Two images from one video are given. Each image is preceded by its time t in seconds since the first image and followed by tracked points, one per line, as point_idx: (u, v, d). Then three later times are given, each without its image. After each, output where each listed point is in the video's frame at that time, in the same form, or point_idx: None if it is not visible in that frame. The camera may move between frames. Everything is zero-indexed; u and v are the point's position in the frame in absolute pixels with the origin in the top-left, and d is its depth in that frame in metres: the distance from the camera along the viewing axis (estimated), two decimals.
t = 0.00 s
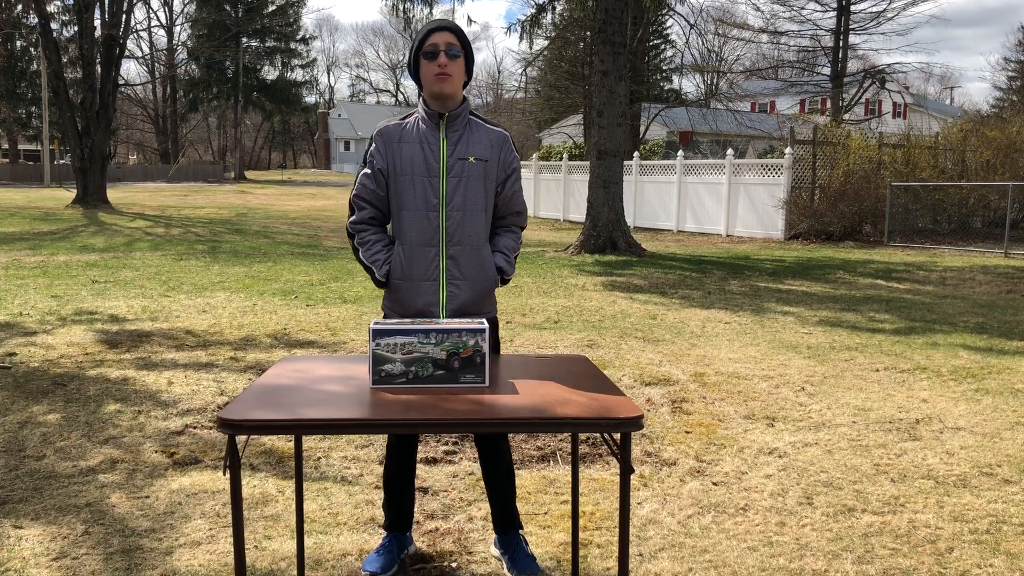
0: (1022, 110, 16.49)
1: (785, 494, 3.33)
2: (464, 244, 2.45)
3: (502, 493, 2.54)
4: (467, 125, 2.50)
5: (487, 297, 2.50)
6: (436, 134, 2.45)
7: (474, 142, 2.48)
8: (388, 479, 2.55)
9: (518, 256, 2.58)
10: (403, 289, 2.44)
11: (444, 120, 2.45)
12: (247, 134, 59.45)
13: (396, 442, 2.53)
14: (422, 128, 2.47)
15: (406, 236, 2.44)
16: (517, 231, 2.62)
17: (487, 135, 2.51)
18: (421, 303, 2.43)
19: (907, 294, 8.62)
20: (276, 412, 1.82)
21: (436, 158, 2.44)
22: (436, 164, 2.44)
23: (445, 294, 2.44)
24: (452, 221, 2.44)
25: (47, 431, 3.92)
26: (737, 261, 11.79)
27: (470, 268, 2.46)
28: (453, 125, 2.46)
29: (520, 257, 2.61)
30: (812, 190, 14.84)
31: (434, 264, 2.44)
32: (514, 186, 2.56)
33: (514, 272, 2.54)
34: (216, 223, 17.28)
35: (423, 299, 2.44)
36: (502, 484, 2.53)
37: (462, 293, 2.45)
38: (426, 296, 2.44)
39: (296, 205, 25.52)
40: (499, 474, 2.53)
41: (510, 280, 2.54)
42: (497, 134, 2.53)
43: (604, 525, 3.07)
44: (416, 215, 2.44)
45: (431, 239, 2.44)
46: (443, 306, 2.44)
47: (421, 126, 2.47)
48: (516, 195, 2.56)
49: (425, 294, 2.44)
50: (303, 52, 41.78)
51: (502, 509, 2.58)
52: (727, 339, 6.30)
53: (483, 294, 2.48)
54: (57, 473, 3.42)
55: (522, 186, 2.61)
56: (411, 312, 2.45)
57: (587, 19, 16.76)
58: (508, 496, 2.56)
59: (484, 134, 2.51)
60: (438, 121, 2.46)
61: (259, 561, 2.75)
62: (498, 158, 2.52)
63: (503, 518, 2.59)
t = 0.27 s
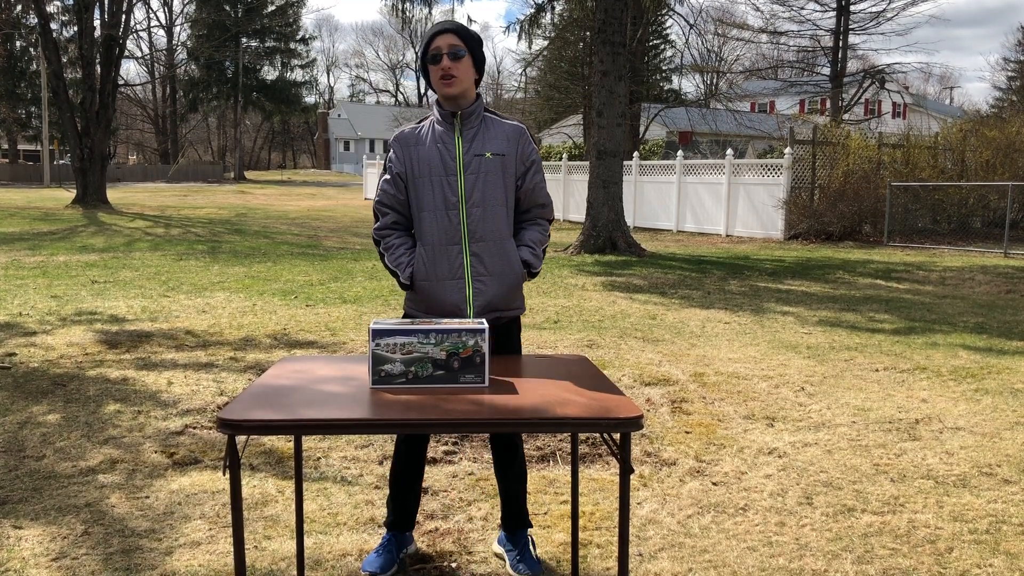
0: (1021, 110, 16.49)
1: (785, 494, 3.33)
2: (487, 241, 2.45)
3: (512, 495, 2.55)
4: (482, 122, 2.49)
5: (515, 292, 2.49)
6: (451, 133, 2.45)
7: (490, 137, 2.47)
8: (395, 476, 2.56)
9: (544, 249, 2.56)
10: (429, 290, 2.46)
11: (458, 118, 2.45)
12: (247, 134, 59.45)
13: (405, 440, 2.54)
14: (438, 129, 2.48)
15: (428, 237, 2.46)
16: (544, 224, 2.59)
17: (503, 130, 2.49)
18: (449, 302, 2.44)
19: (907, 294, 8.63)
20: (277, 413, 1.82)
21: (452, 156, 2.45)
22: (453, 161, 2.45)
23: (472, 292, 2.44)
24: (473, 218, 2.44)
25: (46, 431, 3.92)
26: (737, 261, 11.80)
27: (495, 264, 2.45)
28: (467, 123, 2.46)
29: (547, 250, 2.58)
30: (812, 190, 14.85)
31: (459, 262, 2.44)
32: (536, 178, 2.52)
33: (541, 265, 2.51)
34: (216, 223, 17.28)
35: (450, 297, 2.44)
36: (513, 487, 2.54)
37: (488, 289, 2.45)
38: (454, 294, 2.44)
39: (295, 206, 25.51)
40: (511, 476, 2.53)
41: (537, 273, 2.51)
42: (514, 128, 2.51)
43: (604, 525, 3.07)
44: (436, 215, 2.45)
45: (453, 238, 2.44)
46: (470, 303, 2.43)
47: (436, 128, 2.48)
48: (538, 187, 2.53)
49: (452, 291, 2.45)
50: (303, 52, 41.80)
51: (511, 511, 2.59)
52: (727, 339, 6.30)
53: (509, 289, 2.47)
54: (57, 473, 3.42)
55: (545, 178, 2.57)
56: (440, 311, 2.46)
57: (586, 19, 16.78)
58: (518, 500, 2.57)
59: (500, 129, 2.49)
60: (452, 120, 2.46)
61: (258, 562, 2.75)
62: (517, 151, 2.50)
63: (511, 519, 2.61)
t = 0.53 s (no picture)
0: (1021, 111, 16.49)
1: (785, 494, 3.33)
2: (472, 242, 2.44)
3: (511, 496, 2.55)
4: (481, 122, 2.48)
5: (499, 295, 2.47)
6: (448, 133, 2.47)
7: (486, 138, 2.46)
8: (392, 476, 2.56)
9: (535, 253, 2.50)
10: (415, 288, 2.49)
11: (454, 118, 2.46)
12: (247, 134, 59.45)
13: (402, 440, 2.54)
14: (438, 129, 2.51)
15: (418, 236, 2.49)
16: (542, 226, 2.54)
17: (501, 131, 2.48)
18: (430, 301, 2.46)
19: (906, 294, 8.63)
20: (276, 413, 1.82)
21: (446, 156, 2.47)
22: (446, 162, 2.47)
23: (453, 292, 2.45)
24: (460, 219, 2.45)
25: (47, 431, 3.92)
26: (737, 261, 11.80)
27: (478, 266, 2.45)
28: (464, 123, 2.46)
29: (540, 254, 2.52)
30: (811, 190, 14.86)
31: (443, 262, 2.46)
32: (532, 179, 2.48)
33: (529, 269, 2.46)
34: (216, 224, 17.28)
35: (433, 296, 2.47)
36: (512, 486, 2.54)
37: (470, 291, 2.44)
38: (436, 293, 2.46)
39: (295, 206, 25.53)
40: (509, 476, 2.53)
41: (525, 277, 2.47)
42: (512, 128, 2.48)
43: (604, 525, 3.07)
44: (426, 214, 2.48)
45: (439, 238, 2.46)
46: (450, 304, 2.44)
47: (436, 128, 2.51)
48: (533, 189, 2.48)
49: (435, 291, 2.47)
50: (303, 52, 41.81)
51: (510, 511, 2.59)
52: (727, 339, 6.31)
53: (492, 291, 2.45)
54: (57, 473, 3.42)
55: (544, 179, 2.51)
56: (424, 310, 2.49)
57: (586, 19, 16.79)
58: (517, 499, 2.57)
59: (497, 130, 2.47)
60: (450, 120, 2.47)
61: (258, 562, 2.75)
62: (512, 152, 2.47)
63: (510, 520, 2.61)
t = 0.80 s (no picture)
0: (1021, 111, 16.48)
1: (785, 494, 3.34)
2: (452, 244, 2.44)
3: (509, 495, 2.56)
4: (474, 125, 2.48)
5: (475, 299, 2.45)
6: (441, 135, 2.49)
7: (477, 141, 2.46)
8: (387, 475, 2.56)
9: (517, 260, 2.47)
10: (396, 286, 2.51)
11: (448, 120, 2.47)
12: (247, 134, 59.46)
13: (400, 440, 2.54)
14: (434, 130, 2.53)
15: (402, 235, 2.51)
16: (530, 233, 2.51)
17: (493, 135, 2.47)
18: (407, 300, 2.48)
19: (907, 294, 8.63)
20: (278, 414, 1.82)
21: (436, 157, 2.47)
22: (435, 163, 2.47)
23: (429, 293, 2.45)
24: (443, 221, 2.45)
25: (47, 431, 3.92)
26: (736, 261, 11.79)
27: (455, 269, 2.44)
28: (457, 125, 2.47)
29: (523, 261, 2.49)
30: (812, 190, 14.86)
31: (423, 263, 2.47)
32: (520, 185, 2.46)
33: (508, 276, 2.44)
34: (216, 224, 17.28)
35: (412, 296, 2.47)
36: (509, 486, 2.54)
37: (445, 293, 2.44)
38: (413, 293, 2.47)
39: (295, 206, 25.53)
40: (506, 476, 2.53)
41: (503, 283, 2.44)
42: (504, 134, 2.47)
43: (604, 525, 3.07)
44: (412, 214, 2.49)
45: (421, 238, 2.47)
46: (426, 304, 2.44)
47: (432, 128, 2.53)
48: (519, 195, 2.46)
49: (412, 291, 2.47)
50: (303, 52, 41.82)
51: (509, 510, 2.59)
52: (727, 339, 6.31)
53: (468, 295, 2.44)
54: (57, 473, 3.42)
55: (533, 186, 2.48)
56: (402, 308, 2.51)
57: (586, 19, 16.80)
58: (515, 498, 2.57)
59: (489, 134, 2.47)
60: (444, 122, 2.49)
61: (258, 562, 2.75)
62: (502, 157, 2.46)
63: (508, 520, 2.60)
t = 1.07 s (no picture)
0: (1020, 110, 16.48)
1: (784, 494, 3.34)
2: (456, 246, 2.44)
3: (509, 494, 2.56)
4: (474, 126, 2.47)
5: (479, 301, 2.46)
6: (440, 135, 2.47)
7: (478, 143, 2.45)
8: (384, 474, 2.56)
9: (518, 261, 2.49)
10: (398, 287, 2.50)
11: (449, 121, 2.45)
12: (246, 134, 59.46)
13: (399, 440, 2.54)
14: (431, 129, 2.50)
15: (404, 236, 2.49)
16: (527, 235, 2.53)
17: (493, 137, 2.47)
18: (411, 302, 2.47)
19: (906, 294, 8.63)
20: (277, 413, 1.82)
21: (437, 159, 2.46)
22: (437, 164, 2.46)
23: (434, 295, 2.44)
24: (446, 223, 2.44)
25: (46, 431, 3.92)
26: (736, 260, 11.79)
27: (460, 271, 2.44)
28: (457, 126, 2.45)
29: (523, 262, 2.51)
30: (811, 190, 14.88)
31: (426, 264, 2.46)
32: (520, 188, 2.47)
33: (511, 278, 2.46)
34: (215, 224, 17.28)
35: (415, 297, 2.47)
36: (508, 485, 2.54)
37: (450, 295, 2.44)
38: (417, 294, 2.46)
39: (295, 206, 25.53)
40: (506, 475, 2.53)
41: (506, 286, 2.46)
42: (504, 136, 2.48)
43: (604, 525, 3.07)
44: (414, 215, 2.48)
45: (424, 240, 2.46)
46: (431, 306, 2.44)
47: (430, 128, 2.51)
48: (520, 198, 2.48)
49: (416, 292, 2.46)
50: (303, 52, 41.81)
51: (509, 510, 2.59)
52: (727, 339, 6.31)
53: (472, 297, 2.45)
54: (57, 473, 3.42)
55: (532, 189, 2.51)
56: (405, 309, 2.49)
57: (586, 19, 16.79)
58: (514, 498, 2.57)
59: (489, 136, 2.47)
60: (444, 122, 2.47)
61: (258, 562, 2.75)
62: (503, 160, 2.47)
63: (508, 519, 2.61)
